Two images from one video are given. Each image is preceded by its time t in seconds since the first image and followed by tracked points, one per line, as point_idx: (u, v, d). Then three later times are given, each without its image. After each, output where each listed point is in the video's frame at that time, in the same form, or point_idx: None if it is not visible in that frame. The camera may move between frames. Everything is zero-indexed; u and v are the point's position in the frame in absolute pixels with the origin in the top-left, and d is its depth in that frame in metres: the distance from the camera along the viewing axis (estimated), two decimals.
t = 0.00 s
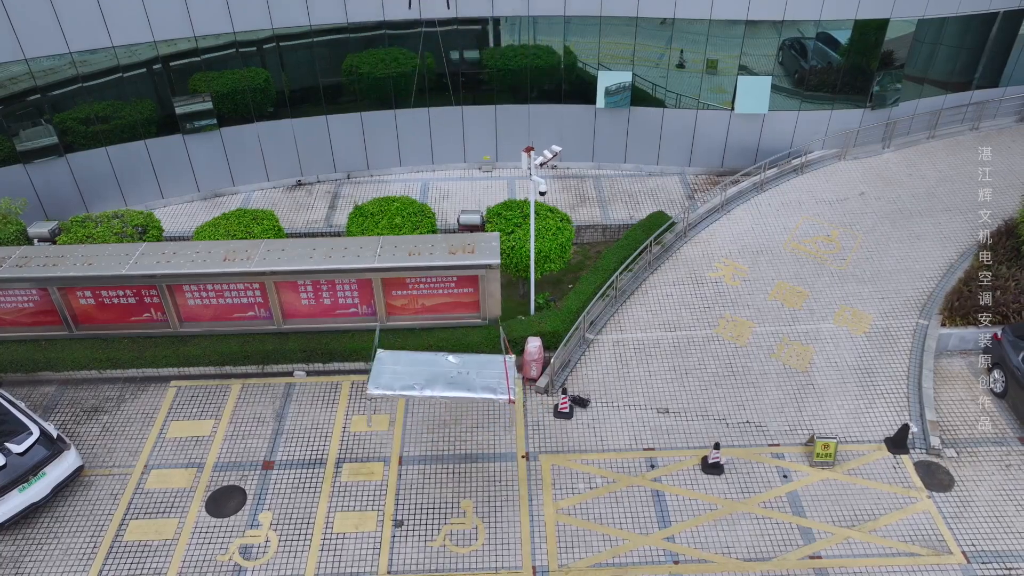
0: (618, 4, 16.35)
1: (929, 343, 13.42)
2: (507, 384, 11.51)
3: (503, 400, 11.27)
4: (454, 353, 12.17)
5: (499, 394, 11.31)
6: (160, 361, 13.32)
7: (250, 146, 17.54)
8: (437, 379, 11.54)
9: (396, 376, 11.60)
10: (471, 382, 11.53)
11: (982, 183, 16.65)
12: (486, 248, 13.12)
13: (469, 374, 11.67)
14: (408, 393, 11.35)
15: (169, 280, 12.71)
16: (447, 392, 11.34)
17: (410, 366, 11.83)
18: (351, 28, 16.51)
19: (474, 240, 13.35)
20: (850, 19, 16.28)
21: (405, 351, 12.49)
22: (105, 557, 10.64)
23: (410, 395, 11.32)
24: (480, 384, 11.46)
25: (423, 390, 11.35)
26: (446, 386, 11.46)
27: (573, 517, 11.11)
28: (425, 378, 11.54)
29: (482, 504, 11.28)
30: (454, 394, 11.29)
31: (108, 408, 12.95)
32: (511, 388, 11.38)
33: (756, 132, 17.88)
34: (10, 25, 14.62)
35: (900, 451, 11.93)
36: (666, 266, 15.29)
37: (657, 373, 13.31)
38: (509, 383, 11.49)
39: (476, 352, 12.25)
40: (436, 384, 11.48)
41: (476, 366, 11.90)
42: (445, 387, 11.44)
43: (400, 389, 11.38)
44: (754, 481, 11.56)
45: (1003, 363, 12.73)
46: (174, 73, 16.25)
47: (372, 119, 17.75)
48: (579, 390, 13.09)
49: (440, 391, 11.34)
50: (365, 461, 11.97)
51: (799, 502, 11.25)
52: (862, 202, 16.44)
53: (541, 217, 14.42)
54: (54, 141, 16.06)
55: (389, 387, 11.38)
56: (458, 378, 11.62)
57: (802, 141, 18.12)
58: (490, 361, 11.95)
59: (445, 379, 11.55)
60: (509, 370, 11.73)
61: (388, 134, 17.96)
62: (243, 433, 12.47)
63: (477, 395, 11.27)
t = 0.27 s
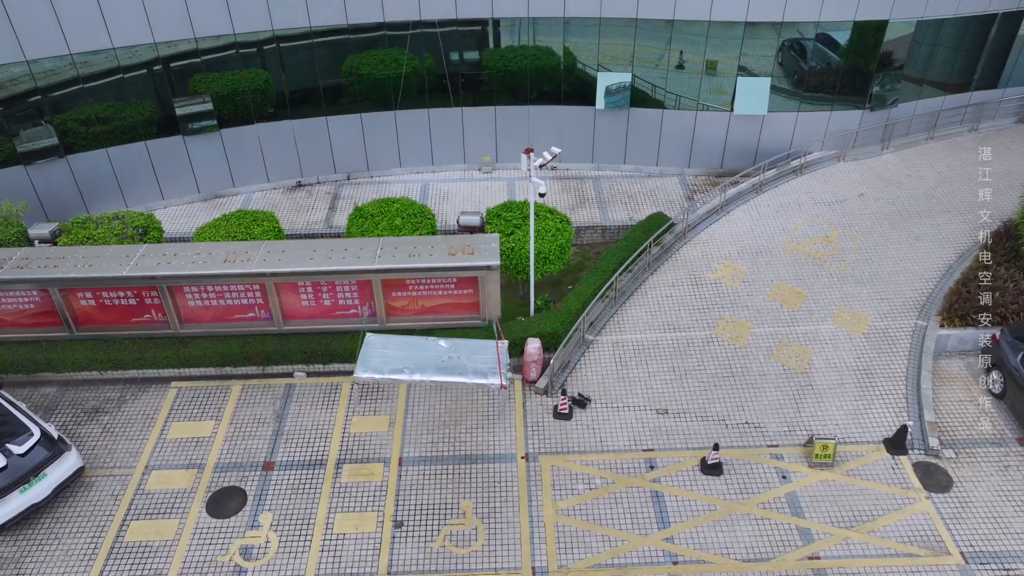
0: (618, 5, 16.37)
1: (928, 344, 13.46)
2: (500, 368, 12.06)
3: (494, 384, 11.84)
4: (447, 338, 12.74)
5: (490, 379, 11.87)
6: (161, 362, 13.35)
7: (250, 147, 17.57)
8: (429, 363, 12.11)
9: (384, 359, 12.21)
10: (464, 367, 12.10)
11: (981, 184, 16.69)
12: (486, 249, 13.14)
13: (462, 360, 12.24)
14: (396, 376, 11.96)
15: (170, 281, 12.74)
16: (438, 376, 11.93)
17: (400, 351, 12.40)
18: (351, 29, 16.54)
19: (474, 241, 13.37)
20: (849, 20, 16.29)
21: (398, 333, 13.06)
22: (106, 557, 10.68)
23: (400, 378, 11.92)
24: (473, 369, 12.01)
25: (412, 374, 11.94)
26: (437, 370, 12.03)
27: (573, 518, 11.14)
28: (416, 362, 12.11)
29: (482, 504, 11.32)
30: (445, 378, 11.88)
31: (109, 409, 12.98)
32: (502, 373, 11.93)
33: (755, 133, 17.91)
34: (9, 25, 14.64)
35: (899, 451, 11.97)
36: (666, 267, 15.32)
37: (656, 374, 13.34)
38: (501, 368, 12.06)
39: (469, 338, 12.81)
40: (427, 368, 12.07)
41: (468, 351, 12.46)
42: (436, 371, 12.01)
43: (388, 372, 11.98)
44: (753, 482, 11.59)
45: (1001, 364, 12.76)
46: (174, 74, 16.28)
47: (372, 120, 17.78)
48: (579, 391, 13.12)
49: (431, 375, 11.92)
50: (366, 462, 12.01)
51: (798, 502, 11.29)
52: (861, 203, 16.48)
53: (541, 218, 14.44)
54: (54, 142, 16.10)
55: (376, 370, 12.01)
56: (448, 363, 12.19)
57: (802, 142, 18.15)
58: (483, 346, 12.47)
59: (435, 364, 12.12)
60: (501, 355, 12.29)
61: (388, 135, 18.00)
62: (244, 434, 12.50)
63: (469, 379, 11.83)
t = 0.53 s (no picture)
0: (618, 8, 16.42)
1: (925, 347, 13.52)
2: (492, 353, 12.28)
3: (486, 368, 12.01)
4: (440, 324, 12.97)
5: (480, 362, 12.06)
6: (162, 366, 13.41)
7: (250, 151, 17.63)
8: (420, 347, 12.35)
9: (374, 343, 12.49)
10: (455, 351, 12.32)
11: (979, 187, 16.75)
12: (486, 253, 13.18)
13: (453, 344, 12.46)
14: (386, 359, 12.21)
15: (171, 285, 12.79)
16: (428, 359, 12.16)
17: (391, 335, 12.65)
18: (351, 33, 16.58)
19: (474, 245, 13.42)
20: (848, 23, 16.33)
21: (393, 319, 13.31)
22: (108, 560, 10.74)
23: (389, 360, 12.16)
24: (464, 353, 12.22)
25: (402, 357, 12.17)
26: (428, 353, 12.26)
27: (572, 521, 11.20)
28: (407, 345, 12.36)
29: (481, 507, 11.38)
30: (436, 361, 12.09)
31: (110, 412, 13.04)
32: (495, 358, 12.11)
33: (754, 136, 17.95)
34: (10, 28, 14.68)
35: (896, 454, 12.03)
36: (665, 270, 15.37)
37: (655, 378, 13.40)
38: (493, 353, 12.27)
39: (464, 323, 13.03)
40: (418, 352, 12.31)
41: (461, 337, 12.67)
42: (427, 354, 12.24)
43: (377, 354, 12.25)
44: (752, 485, 11.65)
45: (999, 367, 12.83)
46: (175, 78, 16.35)
47: (372, 124, 17.84)
48: (578, 394, 13.18)
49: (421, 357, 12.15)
50: (366, 465, 12.07)
51: (796, 505, 11.35)
52: (859, 206, 16.53)
53: (541, 221, 14.50)
54: (55, 145, 16.14)
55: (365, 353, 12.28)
56: (439, 347, 12.42)
57: (800, 145, 18.20)
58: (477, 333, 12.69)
59: (427, 347, 12.35)
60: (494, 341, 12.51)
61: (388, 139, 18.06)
62: (244, 437, 12.55)
63: (459, 363, 12.03)
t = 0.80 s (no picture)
0: (617, 18, 16.51)
1: (922, 355, 13.62)
2: (486, 340, 12.33)
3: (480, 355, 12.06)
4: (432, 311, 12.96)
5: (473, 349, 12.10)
6: (165, 373, 13.52)
7: (252, 158, 17.74)
8: (412, 333, 12.34)
9: (364, 328, 12.45)
10: (448, 338, 12.34)
11: (976, 194, 16.86)
12: (486, 262, 13.28)
13: (446, 331, 12.48)
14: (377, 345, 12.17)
15: (173, 294, 12.89)
16: (421, 345, 12.15)
17: (381, 320, 12.62)
18: (352, 40, 16.66)
19: (474, 254, 13.52)
20: (846, 31, 16.41)
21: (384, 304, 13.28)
22: (112, 568, 10.85)
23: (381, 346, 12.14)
24: (457, 340, 12.25)
25: (393, 342, 12.15)
26: (420, 339, 12.25)
27: (572, 528, 11.31)
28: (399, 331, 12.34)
29: (482, 514, 11.50)
30: (429, 348, 12.10)
31: (114, 420, 13.15)
32: (489, 345, 12.17)
33: (752, 143, 18.05)
34: (13, 36, 14.75)
35: (893, 462, 12.13)
36: (664, 278, 15.47)
37: (654, 385, 13.51)
38: (487, 340, 12.31)
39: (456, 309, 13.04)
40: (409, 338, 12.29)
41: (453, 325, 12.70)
42: (419, 340, 12.24)
43: (368, 340, 12.20)
44: (750, 493, 11.76)
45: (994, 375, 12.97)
46: (176, 84, 16.42)
47: (372, 131, 17.95)
48: (577, 402, 13.28)
49: (413, 343, 12.14)
50: (367, 473, 12.18)
51: (793, 513, 11.46)
52: (857, 213, 16.64)
53: (540, 230, 14.62)
54: (58, 153, 16.25)
55: (355, 338, 12.22)
56: (431, 333, 12.42)
57: (798, 153, 18.31)
58: (470, 319, 12.71)
59: (418, 334, 12.34)
60: (487, 329, 12.56)
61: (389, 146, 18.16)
62: (247, 445, 12.67)
63: (453, 350, 12.06)
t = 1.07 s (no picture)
0: (616, 29, 16.67)
1: (918, 365, 13.77)
2: (483, 329, 12.36)
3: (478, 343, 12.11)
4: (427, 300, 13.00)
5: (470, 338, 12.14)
6: (169, 383, 13.68)
7: (254, 168, 17.89)
8: (407, 322, 12.37)
9: (358, 317, 12.47)
10: (444, 327, 12.37)
11: (972, 204, 17.01)
12: (486, 273, 13.44)
13: (441, 319, 12.51)
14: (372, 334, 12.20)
15: (178, 306, 13.04)
16: (416, 334, 12.19)
17: (375, 309, 12.65)
18: (353, 50, 16.80)
19: (475, 266, 13.71)
20: (843, 41, 16.54)
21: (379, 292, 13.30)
22: None
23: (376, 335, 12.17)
24: (454, 328, 12.29)
25: (389, 331, 12.20)
26: (416, 328, 12.29)
27: (571, 538, 11.46)
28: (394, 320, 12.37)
29: (483, 524, 11.65)
30: (425, 336, 12.14)
31: (119, 430, 13.30)
32: (486, 333, 12.21)
33: (750, 153, 18.20)
34: (18, 46, 14.89)
35: (889, 471, 12.27)
36: (663, 288, 15.63)
37: (653, 395, 13.66)
38: (485, 328, 12.34)
39: (453, 298, 13.08)
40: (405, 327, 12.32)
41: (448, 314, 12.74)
42: (414, 329, 12.27)
43: (362, 328, 12.22)
44: (747, 502, 11.92)
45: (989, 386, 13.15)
46: (179, 92, 16.55)
47: (374, 141, 18.11)
48: (577, 412, 13.44)
49: (409, 332, 12.17)
50: (370, 482, 12.33)
51: (790, 522, 11.61)
52: (855, 223, 16.79)
53: (540, 240, 14.80)
54: (62, 162, 16.36)
55: (349, 327, 12.25)
56: (427, 322, 12.46)
57: (796, 162, 18.45)
58: (467, 310, 12.74)
59: (414, 323, 12.38)
60: (484, 318, 12.59)
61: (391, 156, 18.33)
62: (250, 455, 12.82)
63: (450, 338, 12.10)
